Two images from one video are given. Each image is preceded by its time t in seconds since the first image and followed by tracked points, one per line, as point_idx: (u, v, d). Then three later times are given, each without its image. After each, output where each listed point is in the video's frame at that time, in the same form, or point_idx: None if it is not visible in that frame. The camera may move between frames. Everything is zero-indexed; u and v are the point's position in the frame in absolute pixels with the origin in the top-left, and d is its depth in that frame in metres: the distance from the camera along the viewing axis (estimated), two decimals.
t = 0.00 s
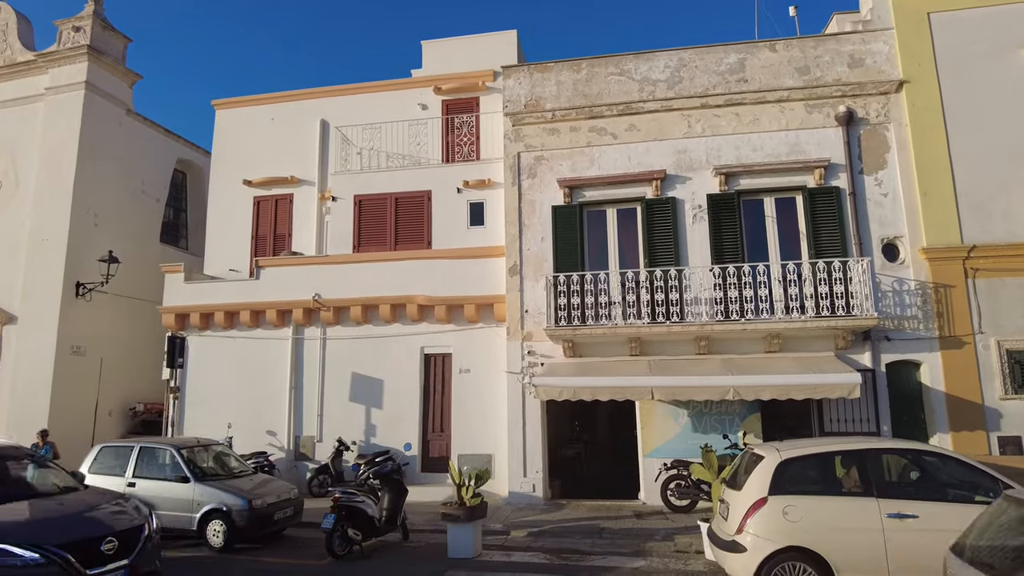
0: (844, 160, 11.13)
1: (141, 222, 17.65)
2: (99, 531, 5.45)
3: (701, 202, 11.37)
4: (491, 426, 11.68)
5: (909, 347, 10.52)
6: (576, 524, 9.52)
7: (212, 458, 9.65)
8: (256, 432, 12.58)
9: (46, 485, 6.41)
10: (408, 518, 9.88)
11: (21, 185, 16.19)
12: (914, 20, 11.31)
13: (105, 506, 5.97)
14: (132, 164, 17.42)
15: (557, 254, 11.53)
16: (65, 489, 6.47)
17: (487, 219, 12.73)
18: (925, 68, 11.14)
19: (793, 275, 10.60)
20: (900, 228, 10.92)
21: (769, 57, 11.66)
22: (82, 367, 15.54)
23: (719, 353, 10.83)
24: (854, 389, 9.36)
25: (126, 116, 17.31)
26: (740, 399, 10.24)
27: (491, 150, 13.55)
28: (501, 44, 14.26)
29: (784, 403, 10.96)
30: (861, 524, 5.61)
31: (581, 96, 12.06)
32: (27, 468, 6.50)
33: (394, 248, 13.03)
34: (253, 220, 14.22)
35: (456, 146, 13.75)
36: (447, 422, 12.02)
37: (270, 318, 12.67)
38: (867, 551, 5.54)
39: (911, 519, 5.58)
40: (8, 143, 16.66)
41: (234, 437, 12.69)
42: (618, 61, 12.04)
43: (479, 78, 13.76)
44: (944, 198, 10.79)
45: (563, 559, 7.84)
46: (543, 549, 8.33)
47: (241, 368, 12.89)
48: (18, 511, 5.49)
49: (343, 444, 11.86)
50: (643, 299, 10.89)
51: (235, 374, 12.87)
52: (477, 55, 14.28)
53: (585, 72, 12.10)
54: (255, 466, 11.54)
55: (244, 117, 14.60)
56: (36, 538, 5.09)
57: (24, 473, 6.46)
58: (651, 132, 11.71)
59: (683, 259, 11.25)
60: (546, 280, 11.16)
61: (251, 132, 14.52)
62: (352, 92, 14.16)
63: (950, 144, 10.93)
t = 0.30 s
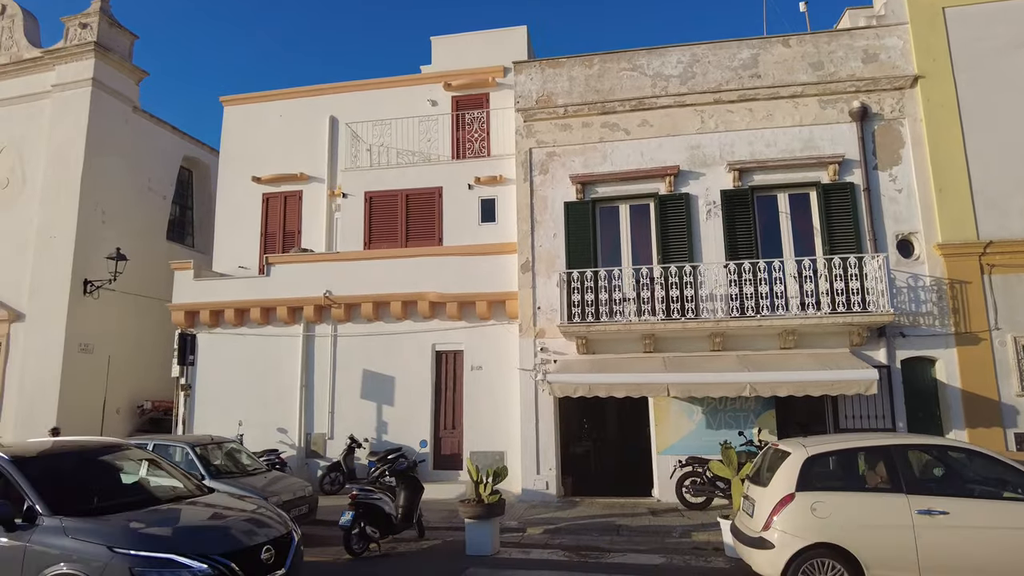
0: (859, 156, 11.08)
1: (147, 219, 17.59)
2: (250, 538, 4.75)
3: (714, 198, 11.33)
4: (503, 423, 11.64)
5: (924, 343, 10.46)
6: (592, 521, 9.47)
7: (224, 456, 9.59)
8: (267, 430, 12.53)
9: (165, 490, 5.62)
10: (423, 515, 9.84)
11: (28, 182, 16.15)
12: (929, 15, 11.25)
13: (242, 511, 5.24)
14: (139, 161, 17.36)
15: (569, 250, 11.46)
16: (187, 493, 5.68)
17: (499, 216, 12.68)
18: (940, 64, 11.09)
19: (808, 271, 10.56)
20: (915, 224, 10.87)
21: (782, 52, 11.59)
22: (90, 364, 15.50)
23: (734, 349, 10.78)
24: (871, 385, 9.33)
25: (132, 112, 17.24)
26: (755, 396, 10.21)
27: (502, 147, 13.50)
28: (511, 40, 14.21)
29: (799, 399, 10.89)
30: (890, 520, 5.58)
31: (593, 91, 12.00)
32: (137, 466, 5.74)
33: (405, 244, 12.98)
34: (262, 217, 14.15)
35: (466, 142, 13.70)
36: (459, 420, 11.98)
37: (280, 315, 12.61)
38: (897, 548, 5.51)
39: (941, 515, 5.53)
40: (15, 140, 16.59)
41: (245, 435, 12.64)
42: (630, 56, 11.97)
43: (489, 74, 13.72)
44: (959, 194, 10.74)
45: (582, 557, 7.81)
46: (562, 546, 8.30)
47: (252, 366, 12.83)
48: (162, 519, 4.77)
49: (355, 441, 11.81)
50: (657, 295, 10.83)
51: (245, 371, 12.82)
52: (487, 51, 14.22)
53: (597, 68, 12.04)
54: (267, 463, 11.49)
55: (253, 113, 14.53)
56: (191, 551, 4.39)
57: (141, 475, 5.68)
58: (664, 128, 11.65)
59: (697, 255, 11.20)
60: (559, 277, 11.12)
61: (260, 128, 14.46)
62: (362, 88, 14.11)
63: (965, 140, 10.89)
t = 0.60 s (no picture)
0: (875, 153, 11.00)
1: (154, 216, 17.52)
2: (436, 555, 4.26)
3: (729, 195, 11.26)
4: (516, 421, 11.58)
5: (941, 341, 10.39)
6: (608, 520, 9.42)
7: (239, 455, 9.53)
8: (278, 428, 12.47)
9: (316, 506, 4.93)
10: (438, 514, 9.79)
11: (35, 180, 16.06)
12: (946, 11, 11.17)
13: (417, 522, 4.76)
14: (146, 157, 17.28)
15: (582, 247, 11.39)
16: (344, 503, 5.21)
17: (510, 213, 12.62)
18: (957, 60, 11.02)
19: (823, 268, 10.50)
20: (931, 221, 10.79)
21: (797, 48, 11.51)
22: (98, 362, 15.44)
23: (749, 347, 10.73)
24: (890, 382, 9.28)
25: (139, 109, 17.15)
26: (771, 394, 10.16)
27: (513, 143, 13.43)
28: (521, 36, 14.13)
29: (815, 397, 10.84)
30: (922, 521, 5.52)
31: (606, 87, 11.92)
32: (288, 475, 5.36)
33: (416, 241, 12.90)
34: (271, 214, 14.08)
35: (477, 139, 13.64)
36: (472, 417, 11.92)
37: (291, 312, 12.54)
38: (929, 549, 5.45)
39: (974, 516, 5.48)
40: (21, 136, 16.51)
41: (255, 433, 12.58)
42: (644, 52, 11.89)
43: (500, 70, 13.67)
44: (976, 191, 10.69)
45: (602, 556, 7.76)
46: (581, 545, 8.25)
47: (263, 364, 12.76)
48: (345, 530, 4.35)
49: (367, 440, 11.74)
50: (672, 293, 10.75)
51: (256, 368, 12.76)
52: (497, 47, 14.14)
53: (610, 64, 11.96)
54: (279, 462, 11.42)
55: (261, 109, 14.44)
56: (384, 566, 3.93)
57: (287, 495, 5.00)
58: (677, 124, 11.58)
59: (711, 253, 11.13)
60: (573, 274, 11.04)
61: (269, 125, 14.37)
62: (372, 84, 14.03)
63: (981, 137, 10.82)
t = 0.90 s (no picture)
0: (890, 152, 10.97)
1: (163, 214, 17.49)
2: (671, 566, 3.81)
3: (743, 194, 11.24)
4: (530, 420, 11.56)
5: (958, 340, 10.36)
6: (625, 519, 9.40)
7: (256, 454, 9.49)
8: (290, 427, 12.46)
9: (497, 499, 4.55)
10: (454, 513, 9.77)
11: (45, 179, 16.05)
12: (961, 9, 11.14)
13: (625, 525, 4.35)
14: (155, 156, 17.26)
15: (596, 245, 11.35)
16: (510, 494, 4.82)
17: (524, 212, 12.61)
18: (973, 58, 10.99)
19: (839, 268, 10.48)
20: (947, 220, 10.76)
21: (811, 47, 11.48)
22: (108, 361, 15.44)
23: (764, 347, 10.71)
24: (908, 381, 9.26)
25: (148, 108, 17.13)
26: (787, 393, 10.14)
27: (525, 142, 13.42)
28: (533, 35, 14.12)
29: (830, 397, 10.81)
30: (952, 520, 5.50)
31: (620, 86, 11.89)
32: (467, 471, 4.91)
33: (429, 240, 12.89)
34: (282, 213, 14.06)
35: (489, 138, 13.63)
36: (485, 417, 11.89)
37: (304, 311, 12.52)
38: (960, 549, 5.43)
39: (1005, 516, 5.46)
40: (31, 135, 16.51)
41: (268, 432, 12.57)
42: (657, 51, 11.87)
43: (512, 69, 13.70)
44: (992, 190, 10.66)
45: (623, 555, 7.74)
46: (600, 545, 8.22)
47: (275, 363, 12.75)
48: (573, 538, 3.92)
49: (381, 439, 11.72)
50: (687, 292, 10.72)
51: (268, 367, 12.75)
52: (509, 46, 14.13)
53: (624, 62, 11.93)
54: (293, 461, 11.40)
55: (272, 108, 14.41)
56: None
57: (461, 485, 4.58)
58: (691, 123, 11.55)
59: (726, 252, 11.11)
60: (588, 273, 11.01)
61: (279, 124, 14.36)
62: (384, 83, 14.03)
63: (997, 136, 10.80)
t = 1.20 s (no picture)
0: (905, 152, 10.95)
1: (172, 214, 17.46)
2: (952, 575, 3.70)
3: (759, 194, 11.22)
4: (544, 420, 11.55)
5: (974, 340, 10.33)
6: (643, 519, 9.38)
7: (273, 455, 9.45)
8: (304, 427, 12.44)
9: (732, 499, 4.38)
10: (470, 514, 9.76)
11: (55, 179, 16.04)
12: (977, 9, 11.12)
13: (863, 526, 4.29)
14: (164, 156, 17.24)
15: (611, 245, 11.33)
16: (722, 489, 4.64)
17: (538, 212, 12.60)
18: (988, 58, 10.98)
19: (855, 267, 10.45)
20: (962, 220, 10.74)
21: (826, 47, 11.45)
22: (118, 361, 15.42)
23: (780, 347, 10.68)
24: (926, 382, 9.22)
25: (157, 108, 17.11)
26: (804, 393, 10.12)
27: (538, 142, 13.40)
28: (545, 35, 14.09)
29: (845, 397, 10.79)
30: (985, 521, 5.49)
31: (634, 86, 11.87)
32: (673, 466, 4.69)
33: (442, 240, 12.88)
34: (293, 213, 14.04)
35: (501, 137, 13.62)
36: (498, 417, 11.87)
37: (317, 312, 12.51)
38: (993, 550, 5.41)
39: None
40: (41, 134, 16.50)
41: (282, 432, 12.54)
42: (671, 51, 11.86)
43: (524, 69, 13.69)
44: (1009, 190, 10.65)
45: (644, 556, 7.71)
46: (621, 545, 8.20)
47: (288, 363, 12.73)
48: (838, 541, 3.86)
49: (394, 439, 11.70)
50: (704, 292, 10.70)
51: (281, 367, 12.73)
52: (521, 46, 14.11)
53: (638, 62, 11.92)
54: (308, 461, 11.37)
55: (283, 108, 14.39)
56: None
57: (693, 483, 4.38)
58: (706, 123, 11.53)
59: (742, 252, 11.09)
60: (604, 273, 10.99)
61: (291, 124, 14.34)
62: (396, 83, 14.02)
63: (1013, 136, 10.79)
